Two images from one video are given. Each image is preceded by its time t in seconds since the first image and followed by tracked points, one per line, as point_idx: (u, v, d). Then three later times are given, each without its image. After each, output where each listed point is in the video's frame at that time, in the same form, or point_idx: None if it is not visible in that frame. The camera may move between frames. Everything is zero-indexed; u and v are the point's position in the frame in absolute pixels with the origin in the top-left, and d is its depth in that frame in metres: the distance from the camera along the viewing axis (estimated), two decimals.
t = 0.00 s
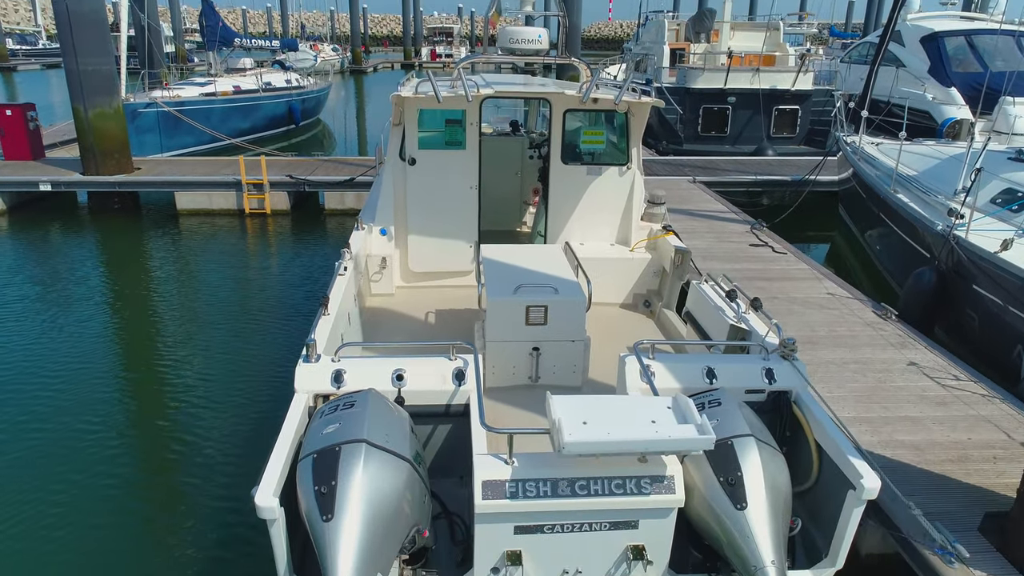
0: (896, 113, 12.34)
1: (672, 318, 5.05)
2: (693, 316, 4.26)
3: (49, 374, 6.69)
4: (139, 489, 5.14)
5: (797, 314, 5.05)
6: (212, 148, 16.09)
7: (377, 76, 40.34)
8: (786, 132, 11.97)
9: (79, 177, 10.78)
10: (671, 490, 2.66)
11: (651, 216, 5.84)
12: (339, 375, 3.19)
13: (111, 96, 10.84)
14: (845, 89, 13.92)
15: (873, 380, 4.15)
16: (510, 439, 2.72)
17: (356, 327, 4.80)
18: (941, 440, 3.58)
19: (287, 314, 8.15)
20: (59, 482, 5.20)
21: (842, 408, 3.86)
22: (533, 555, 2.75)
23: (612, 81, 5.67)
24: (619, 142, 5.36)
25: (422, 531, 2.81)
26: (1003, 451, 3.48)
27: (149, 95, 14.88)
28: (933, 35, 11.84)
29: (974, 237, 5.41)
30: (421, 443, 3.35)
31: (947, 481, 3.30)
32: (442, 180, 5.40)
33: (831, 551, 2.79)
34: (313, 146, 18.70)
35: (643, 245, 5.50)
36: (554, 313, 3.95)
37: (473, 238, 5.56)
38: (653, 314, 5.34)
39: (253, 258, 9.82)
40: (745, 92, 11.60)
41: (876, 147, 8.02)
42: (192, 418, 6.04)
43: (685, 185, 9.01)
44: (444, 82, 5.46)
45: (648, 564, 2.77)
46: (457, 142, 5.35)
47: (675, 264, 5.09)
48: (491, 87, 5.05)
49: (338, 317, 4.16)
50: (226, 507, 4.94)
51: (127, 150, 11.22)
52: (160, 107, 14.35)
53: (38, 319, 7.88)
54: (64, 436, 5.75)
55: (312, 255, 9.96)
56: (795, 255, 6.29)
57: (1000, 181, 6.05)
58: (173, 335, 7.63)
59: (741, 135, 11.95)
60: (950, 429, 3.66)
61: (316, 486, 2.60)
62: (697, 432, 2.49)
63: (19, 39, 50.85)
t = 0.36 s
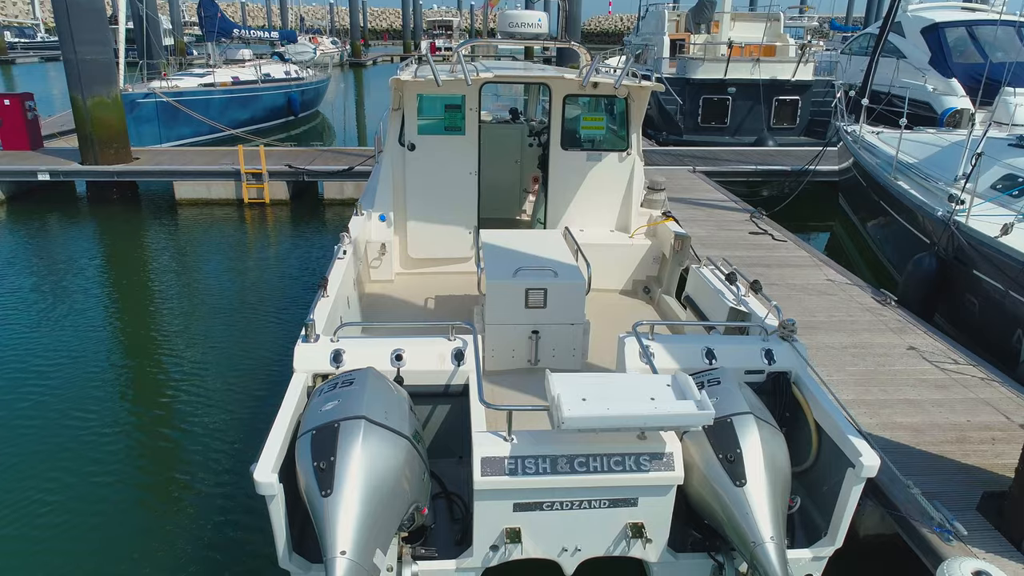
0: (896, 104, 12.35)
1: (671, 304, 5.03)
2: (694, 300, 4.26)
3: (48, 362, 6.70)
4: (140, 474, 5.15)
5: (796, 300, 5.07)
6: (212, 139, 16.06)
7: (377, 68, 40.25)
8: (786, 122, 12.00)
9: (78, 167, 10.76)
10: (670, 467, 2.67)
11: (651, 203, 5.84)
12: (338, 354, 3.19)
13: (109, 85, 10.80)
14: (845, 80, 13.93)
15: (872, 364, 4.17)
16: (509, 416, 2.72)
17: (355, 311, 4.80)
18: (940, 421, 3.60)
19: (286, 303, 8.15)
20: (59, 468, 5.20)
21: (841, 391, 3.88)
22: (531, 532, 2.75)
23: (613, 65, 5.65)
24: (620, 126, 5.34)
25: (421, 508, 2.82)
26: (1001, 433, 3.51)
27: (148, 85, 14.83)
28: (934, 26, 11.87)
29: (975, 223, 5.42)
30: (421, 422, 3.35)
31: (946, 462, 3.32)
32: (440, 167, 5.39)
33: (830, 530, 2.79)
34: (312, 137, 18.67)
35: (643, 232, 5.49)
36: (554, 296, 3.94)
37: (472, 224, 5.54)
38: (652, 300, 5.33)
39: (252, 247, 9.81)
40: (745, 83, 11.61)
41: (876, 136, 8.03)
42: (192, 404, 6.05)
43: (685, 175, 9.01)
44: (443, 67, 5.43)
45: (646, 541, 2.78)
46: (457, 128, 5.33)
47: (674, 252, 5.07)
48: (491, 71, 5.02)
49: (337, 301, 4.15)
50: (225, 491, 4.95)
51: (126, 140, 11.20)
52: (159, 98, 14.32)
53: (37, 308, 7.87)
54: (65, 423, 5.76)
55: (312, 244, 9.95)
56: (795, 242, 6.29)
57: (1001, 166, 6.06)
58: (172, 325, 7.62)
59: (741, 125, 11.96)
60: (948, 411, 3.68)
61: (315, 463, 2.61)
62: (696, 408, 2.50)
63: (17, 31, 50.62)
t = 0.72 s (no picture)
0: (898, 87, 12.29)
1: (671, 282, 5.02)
2: (695, 277, 4.24)
3: (47, 342, 6.68)
4: (140, 446, 5.14)
5: (797, 278, 5.06)
6: (210, 122, 15.96)
7: (377, 53, 39.99)
8: (787, 105, 11.94)
9: (76, 148, 10.69)
10: (671, 439, 2.66)
11: (652, 181, 5.81)
12: (338, 328, 3.17)
13: (106, 66, 10.71)
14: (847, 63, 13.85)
15: (873, 340, 4.17)
16: (510, 388, 2.72)
17: (355, 288, 4.78)
18: (941, 396, 3.61)
19: (285, 284, 8.13)
20: (59, 441, 5.18)
21: (842, 366, 3.87)
22: (533, 504, 2.75)
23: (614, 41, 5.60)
24: (622, 104, 5.30)
25: (422, 480, 2.82)
26: (1002, 407, 3.52)
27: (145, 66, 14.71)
28: (937, 8, 11.71)
29: (978, 201, 5.41)
30: (422, 396, 3.35)
31: (946, 435, 3.33)
32: (441, 144, 5.35)
33: (831, 503, 2.79)
34: (311, 119, 18.56)
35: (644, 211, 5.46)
36: (554, 272, 3.92)
37: (472, 202, 5.50)
38: (653, 280, 5.31)
39: (252, 228, 9.78)
40: (747, 65, 11.54)
41: (879, 116, 7.99)
42: (192, 381, 6.04)
43: (686, 156, 8.96)
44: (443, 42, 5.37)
45: (648, 513, 2.79)
46: (457, 105, 5.29)
47: (675, 231, 5.05)
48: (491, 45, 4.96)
49: (337, 277, 4.12)
50: (225, 462, 4.94)
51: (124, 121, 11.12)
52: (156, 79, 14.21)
53: (35, 289, 7.84)
54: (65, 398, 5.75)
55: (311, 225, 9.93)
56: (796, 222, 6.26)
57: (1004, 144, 6.04)
58: (171, 305, 7.61)
59: (742, 108, 11.89)
60: (949, 386, 3.69)
61: (316, 433, 2.60)
62: (699, 378, 2.49)
63: (14, 15, 50.18)
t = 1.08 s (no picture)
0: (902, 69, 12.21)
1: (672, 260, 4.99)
2: (697, 255, 4.22)
3: (47, 323, 6.67)
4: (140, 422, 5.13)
5: (800, 257, 5.04)
6: (207, 104, 15.84)
7: (376, 35, 39.69)
8: (790, 86, 11.87)
9: (73, 129, 10.62)
10: (673, 412, 2.65)
11: (654, 160, 5.77)
12: (339, 302, 3.15)
13: (102, 46, 10.59)
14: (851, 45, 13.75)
15: (876, 318, 4.16)
16: (512, 360, 2.70)
17: (355, 265, 4.75)
18: (943, 372, 3.60)
19: (284, 265, 8.11)
20: (60, 417, 5.18)
21: (844, 343, 3.86)
22: (534, 477, 2.75)
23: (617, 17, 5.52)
24: (624, 81, 5.23)
25: (423, 453, 2.82)
26: (1004, 382, 3.52)
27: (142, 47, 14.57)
28: None
29: (982, 179, 5.38)
30: (423, 372, 3.34)
31: (948, 410, 3.32)
32: (441, 121, 5.29)
33: (832, 477, 2.79)
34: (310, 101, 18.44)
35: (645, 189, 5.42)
36: (555, 249, 3.89)
37: (472, 180, 5.46)
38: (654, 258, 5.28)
39: (251, 210, 9.74)
40: (749, 46, 11.44)
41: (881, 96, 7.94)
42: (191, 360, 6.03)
43: (688, 137, 8.90)
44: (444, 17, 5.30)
45: (648, 487, 2.79)
46: (457, 82, 5.23)
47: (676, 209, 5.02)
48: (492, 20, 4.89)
49: (336, 254, 4.10)
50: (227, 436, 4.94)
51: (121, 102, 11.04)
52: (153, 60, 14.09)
53: (35, 271, 7.82)
54: (65, 377, 5.73)
55: (311, 207, 9.89)
56: (799, 202, 6.23)
57: (1008, 122, 6.01)
58: (171, 287, 7.60)
59: (744, 90, 11.81)
60: (952, 362, 3.68)
61: (316, 405, 2.59)
62: (701, 350, 2.47)
63: None
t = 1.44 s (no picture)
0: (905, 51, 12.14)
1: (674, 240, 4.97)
2: (700, 234, 4.19)
3: (47, 306, 6.67)
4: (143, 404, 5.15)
5: (802, 238, 5.02)
6: (205, 86, 15.73)
7: (375, 18, 39.40)
8: (792, 68, 11.83)
9: (71, 111, 10.54)
10: (676, 388, 2.64)
11: (657, 140, 5.73)
12: (339, 280, 3.13)
13: (99, 26, 10.47)
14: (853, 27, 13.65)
15: (878, 298, 4.15)
16: (514, 337, 2.68)
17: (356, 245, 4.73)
18: (946, 351, 3.60)
19: (284, 248, 8.09)
20: (63, 399, 5.19)
21: (847, 322, 3.85)
22: (537, 454, 2.75)
23: None
24: (627, 59, 5.17)
25: (425, 430, 2.82)
26: (1007, 361, 3.52)
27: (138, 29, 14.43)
28: None
29: (987, 159, 5.36)
30: (424, 350, 3.34)
31: (951, 388, 3.32)
32: (441, 102, 5.25)
33: (835, 454, 2.79)
34: (308, 84, 18.33)
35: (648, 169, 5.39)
36: (557, 228, 3.86)
37: (473, 161, 5.44)
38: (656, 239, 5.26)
39: (250, 193, 9.70)
40: (752, 27, 11.36)
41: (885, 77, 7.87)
42: (192, 343, 6.03)
43: (689, 119, 8.84)
44: None
45: (651, 464, 2.79)
46: (458, 62, 5.18)
47: (678, 189, 4.99)
48: None
49: (337, 233, 4.07)
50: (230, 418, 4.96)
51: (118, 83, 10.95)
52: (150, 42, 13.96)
53: (34, 255, 7.80)
54: (67, 359, 5.74)
55: (310, 189, 9.84)
56: (801, 183, 6.20)
57: (1013, 103, 5.97)
58: (170, 270, 7.58)
59: (745, 72, 11.73)
60: (955, 342, 3.68)
61: (317, 381, 2.58)
62: (705, 326, 2.46)
63: None
